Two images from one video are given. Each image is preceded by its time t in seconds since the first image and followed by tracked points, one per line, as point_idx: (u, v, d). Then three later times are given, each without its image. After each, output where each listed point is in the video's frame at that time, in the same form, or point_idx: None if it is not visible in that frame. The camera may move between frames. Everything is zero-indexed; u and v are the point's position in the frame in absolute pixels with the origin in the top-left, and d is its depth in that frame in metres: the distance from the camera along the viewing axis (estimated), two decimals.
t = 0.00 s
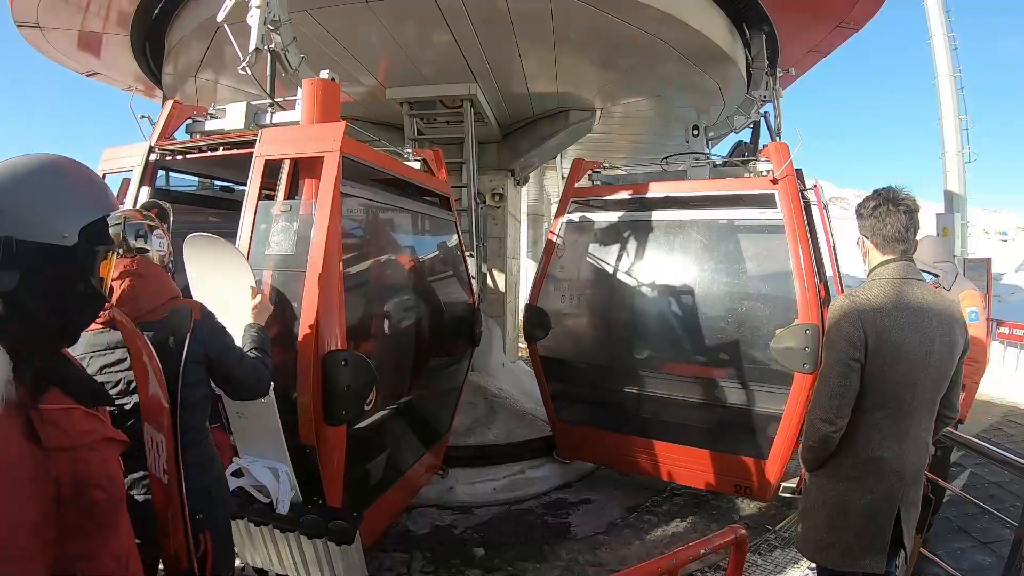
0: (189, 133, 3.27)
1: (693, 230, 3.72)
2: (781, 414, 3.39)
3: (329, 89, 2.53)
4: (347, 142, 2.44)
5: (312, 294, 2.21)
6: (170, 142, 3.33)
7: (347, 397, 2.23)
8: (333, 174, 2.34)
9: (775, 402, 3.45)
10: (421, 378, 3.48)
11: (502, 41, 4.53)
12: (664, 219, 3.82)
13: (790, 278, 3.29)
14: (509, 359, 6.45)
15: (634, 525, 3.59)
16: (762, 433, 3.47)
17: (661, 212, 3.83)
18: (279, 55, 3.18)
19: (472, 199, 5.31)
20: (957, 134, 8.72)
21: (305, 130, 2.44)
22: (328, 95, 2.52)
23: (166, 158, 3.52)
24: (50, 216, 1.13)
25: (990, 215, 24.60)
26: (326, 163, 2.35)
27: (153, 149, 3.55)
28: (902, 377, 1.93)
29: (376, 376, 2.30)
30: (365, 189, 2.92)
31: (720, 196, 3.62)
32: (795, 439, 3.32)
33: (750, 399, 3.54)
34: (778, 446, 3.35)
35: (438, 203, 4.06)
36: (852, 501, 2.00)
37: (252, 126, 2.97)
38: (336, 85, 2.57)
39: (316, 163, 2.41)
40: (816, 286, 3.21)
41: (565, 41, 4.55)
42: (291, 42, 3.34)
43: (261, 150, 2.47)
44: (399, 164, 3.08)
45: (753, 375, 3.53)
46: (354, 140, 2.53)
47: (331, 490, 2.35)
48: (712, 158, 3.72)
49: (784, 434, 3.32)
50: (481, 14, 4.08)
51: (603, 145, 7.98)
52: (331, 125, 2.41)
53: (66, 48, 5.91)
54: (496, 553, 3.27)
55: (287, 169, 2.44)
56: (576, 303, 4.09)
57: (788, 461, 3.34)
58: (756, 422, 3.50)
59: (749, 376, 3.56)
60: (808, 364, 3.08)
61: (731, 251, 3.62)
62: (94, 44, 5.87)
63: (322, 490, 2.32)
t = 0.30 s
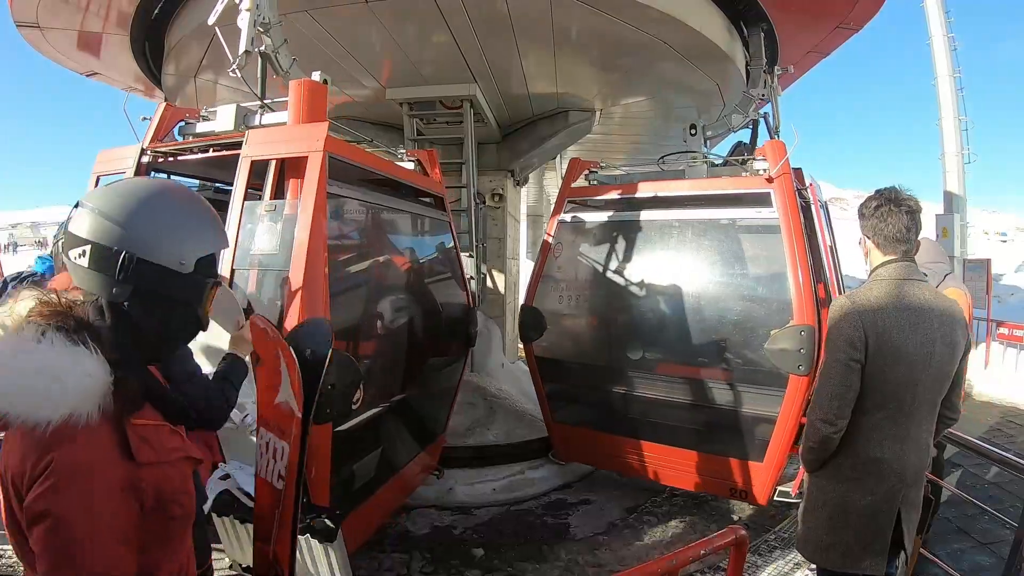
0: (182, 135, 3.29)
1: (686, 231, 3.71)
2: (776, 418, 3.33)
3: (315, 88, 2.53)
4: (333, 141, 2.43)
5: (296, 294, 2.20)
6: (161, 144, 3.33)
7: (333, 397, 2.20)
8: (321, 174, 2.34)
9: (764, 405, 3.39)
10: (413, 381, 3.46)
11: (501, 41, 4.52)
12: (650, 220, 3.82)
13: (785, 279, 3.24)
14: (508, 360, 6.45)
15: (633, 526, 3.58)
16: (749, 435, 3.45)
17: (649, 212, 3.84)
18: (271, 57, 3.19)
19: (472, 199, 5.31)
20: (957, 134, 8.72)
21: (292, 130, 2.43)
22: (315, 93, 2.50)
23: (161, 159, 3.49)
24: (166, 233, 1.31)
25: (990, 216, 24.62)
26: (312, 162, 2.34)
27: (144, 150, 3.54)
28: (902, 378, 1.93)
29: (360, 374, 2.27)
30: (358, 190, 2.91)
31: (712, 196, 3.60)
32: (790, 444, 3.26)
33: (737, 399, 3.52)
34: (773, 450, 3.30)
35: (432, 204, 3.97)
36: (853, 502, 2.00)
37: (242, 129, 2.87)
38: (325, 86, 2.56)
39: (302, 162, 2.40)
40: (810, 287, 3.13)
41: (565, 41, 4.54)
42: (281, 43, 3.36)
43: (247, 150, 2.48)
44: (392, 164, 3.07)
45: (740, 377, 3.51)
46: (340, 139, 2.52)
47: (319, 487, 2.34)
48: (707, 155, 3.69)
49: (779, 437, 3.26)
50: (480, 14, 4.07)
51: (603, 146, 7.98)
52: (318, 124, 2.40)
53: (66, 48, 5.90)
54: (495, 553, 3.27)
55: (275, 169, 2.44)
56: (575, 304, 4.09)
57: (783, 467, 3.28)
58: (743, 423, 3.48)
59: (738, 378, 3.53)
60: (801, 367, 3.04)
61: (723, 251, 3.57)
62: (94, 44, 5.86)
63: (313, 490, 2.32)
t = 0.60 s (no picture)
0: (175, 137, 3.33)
1: (681, 230, 3.69)
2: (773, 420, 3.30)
3: (302, 91, 2.57)
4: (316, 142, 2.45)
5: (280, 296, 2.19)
6: (154, 145, 3.38)
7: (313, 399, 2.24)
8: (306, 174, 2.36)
9: (762, 407, 3.38)
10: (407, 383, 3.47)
11: (501, 41, 4.52)
12: (641, 220, 3.84)
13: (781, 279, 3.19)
14: (508, 360, 6.45)
15: (632, 527, 3.58)
16: (739, 435, 3.43)
17: (638, 212, 3.86)
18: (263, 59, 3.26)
19: (473, 200, 5.31)
20: (957, 135, 8.72)
21: (279, 132, 2.47)
22: (302, 95, 2.56)
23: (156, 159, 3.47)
24: (284, 244, 1.32)
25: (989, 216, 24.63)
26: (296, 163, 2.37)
27: (137, 152, 3.56)
28: (903, 378, 1.93)
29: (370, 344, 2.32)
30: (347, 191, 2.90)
31: (707, 195, 3.59)
32: (789, 445, 3.21)
33: (726, 400, 3.52)
34: (769, 456, 3.25)
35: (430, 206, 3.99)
36: (853, 503, 2.00)
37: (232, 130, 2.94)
38: (314, 89, 2.59)
39: (289, 164, 2.41)
40: (806, 286, 3.08)
41: (565, 42, 4.55)
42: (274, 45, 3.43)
43: (234, 153, 2.49)
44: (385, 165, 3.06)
45: (731, 379, 3.52)
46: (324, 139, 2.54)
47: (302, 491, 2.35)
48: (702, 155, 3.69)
49: (775, 440, 3.22)
50: (480, 15, 4.07)
51: (603, 146, 7.99)
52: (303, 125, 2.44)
53: (66, 49, 5.89)
54: (495, 554, 3.27)
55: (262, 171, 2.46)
56: (574, 304, 4.10)
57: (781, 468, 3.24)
58: (732, 425, 3.47)
59: (727, 379, 3.54)
60: (799, 369, 2.93)
61: (720, 250, 3.53)
62: (94, 44, 5.86)
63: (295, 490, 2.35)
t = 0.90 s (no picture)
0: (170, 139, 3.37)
1: (677, 229, 3.66)
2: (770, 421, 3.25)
3: (291, 93, 2.75)
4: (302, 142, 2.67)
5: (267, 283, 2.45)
6: (150, 148, 3.48)
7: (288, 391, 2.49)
8: (296, 169, 2.58)
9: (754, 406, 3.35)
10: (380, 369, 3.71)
11: (502, 42, 4.52)
12: (631, 219, 3.86)
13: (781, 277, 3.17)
14: (510, 360, 6.46)
15: (633, 527, 3.57)
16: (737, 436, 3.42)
17: (630, 212, 3.89)
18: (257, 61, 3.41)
19: (473, 200, 5.31)
20: (958, 135, 8.71)
21: (270, 133, 2.68)
22: (293, 95, 2.74)
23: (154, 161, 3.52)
24: (347, 228, 1.50)
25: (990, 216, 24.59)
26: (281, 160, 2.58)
27: (134, 154, 3.65)
28: (905, 379, 1.92)
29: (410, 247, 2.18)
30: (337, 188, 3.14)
31: (706, 195, 3.59)
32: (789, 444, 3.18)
33: (715, 400, 3.51)
34: (766, 461, 3.24)
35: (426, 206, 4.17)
36: (856, 504, 2.00)
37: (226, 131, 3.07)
38: (303, 90, 2.77)
39: (276, 163, 2.64)
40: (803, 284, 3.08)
41: (565, 42, 4.55)
42: (268, 47, 3.49)
43: (226, 153, 2.78)
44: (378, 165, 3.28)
45: (719, 378, 3.50)
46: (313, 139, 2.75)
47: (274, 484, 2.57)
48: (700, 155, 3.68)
49: (777, 435, 3.18)
50: (481, 15, 4.06)
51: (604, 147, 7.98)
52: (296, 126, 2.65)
53: (67, 49, 5.90)
54: (496, 554, 3.27)
55: (253, 169, 2.72)
56: (574, 305, 4.10)
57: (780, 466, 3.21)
58: (723, 425, 3.46)
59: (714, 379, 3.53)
60: (796, 371, 2.92)
61: (720, 250, 3.51)
62: (94, 44, 5.85)
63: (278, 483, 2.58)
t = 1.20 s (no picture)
0: (174, 144, 3.38)
1: (680, 229, 3.65)
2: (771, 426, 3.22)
3: (291, 95, 2.74)
4: (302, 145, 2.67)
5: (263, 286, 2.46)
6: (152, 153, 3.44)
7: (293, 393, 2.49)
8: (295, 173, 2.59)
9: (745, 409, 3.36)
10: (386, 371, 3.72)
11: (508, 44, 4.53)
12: (630, 219, 3.88)
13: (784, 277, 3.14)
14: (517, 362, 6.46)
15: (643, 528, 3.57)
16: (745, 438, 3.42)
17: (628, 212, 3.90)
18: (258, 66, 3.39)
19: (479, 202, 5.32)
20: (966, 134, 8.67)
21: (268, 135, 2.68)
22: (292, 98, 2.73)
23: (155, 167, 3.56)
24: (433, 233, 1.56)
25: (998, 215, 24.45)
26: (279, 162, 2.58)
27: (136, 159, 3.66)
28: (914, 379, 1.92)
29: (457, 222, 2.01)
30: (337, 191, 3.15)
31: (712, 194, 3.58)
32: (792, 449, 3.14)
33: (711, 402, 3.50)
34: (771, 465, 3.20)
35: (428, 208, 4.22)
36: (864, 506, 2.00)
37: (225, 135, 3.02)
38: (300, 93, 2.74)
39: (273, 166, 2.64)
40: (804, 283, 3.04)
41: (572, 44, 4.55)
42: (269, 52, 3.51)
43: (223, 158, 2.77)
44: (378, 168, 3.30)
45: (716, 380, 3.50)
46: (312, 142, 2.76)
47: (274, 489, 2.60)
48: (704, 155, 3.66)
49: (782, 439, 3.14)
50: (488, 16, 4.07)
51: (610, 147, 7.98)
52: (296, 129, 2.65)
53: (75, 53, 5.94)
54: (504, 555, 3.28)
55: (252, 172, 2.71)
56: (582, 306, 4.10)
57: (785, 471, 3.18)
58: (720, 426, 3.46)
59: (710, 379, 3.53)
60: (798, 372, 2.89)
61: (723, 250, 3.49)
62: (102, 48, 5.89)
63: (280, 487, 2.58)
